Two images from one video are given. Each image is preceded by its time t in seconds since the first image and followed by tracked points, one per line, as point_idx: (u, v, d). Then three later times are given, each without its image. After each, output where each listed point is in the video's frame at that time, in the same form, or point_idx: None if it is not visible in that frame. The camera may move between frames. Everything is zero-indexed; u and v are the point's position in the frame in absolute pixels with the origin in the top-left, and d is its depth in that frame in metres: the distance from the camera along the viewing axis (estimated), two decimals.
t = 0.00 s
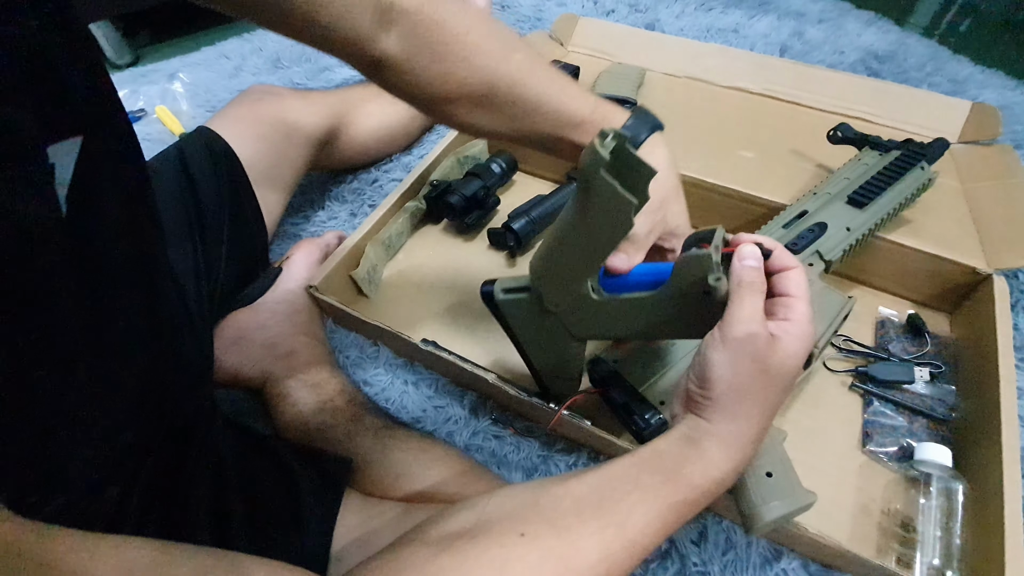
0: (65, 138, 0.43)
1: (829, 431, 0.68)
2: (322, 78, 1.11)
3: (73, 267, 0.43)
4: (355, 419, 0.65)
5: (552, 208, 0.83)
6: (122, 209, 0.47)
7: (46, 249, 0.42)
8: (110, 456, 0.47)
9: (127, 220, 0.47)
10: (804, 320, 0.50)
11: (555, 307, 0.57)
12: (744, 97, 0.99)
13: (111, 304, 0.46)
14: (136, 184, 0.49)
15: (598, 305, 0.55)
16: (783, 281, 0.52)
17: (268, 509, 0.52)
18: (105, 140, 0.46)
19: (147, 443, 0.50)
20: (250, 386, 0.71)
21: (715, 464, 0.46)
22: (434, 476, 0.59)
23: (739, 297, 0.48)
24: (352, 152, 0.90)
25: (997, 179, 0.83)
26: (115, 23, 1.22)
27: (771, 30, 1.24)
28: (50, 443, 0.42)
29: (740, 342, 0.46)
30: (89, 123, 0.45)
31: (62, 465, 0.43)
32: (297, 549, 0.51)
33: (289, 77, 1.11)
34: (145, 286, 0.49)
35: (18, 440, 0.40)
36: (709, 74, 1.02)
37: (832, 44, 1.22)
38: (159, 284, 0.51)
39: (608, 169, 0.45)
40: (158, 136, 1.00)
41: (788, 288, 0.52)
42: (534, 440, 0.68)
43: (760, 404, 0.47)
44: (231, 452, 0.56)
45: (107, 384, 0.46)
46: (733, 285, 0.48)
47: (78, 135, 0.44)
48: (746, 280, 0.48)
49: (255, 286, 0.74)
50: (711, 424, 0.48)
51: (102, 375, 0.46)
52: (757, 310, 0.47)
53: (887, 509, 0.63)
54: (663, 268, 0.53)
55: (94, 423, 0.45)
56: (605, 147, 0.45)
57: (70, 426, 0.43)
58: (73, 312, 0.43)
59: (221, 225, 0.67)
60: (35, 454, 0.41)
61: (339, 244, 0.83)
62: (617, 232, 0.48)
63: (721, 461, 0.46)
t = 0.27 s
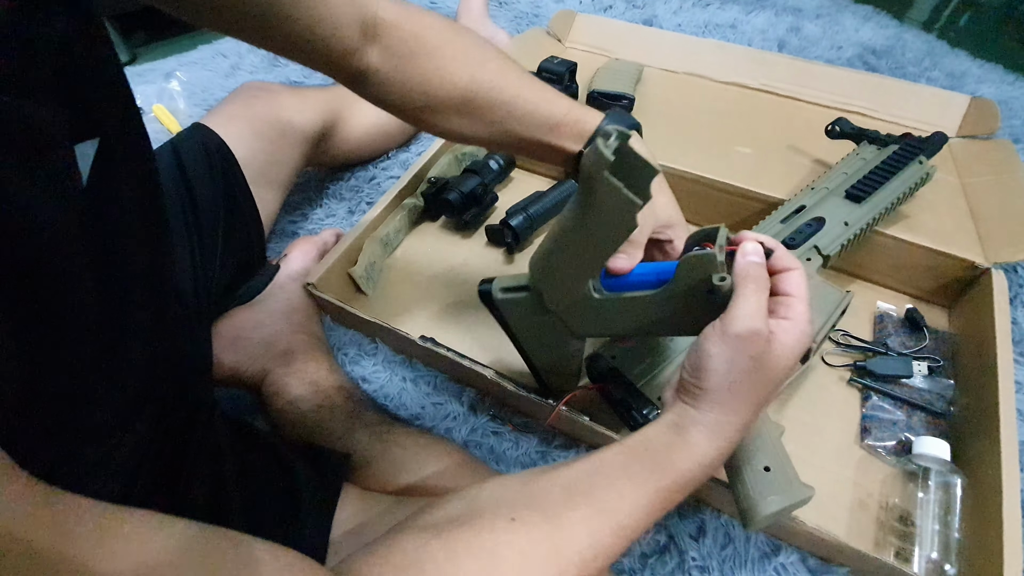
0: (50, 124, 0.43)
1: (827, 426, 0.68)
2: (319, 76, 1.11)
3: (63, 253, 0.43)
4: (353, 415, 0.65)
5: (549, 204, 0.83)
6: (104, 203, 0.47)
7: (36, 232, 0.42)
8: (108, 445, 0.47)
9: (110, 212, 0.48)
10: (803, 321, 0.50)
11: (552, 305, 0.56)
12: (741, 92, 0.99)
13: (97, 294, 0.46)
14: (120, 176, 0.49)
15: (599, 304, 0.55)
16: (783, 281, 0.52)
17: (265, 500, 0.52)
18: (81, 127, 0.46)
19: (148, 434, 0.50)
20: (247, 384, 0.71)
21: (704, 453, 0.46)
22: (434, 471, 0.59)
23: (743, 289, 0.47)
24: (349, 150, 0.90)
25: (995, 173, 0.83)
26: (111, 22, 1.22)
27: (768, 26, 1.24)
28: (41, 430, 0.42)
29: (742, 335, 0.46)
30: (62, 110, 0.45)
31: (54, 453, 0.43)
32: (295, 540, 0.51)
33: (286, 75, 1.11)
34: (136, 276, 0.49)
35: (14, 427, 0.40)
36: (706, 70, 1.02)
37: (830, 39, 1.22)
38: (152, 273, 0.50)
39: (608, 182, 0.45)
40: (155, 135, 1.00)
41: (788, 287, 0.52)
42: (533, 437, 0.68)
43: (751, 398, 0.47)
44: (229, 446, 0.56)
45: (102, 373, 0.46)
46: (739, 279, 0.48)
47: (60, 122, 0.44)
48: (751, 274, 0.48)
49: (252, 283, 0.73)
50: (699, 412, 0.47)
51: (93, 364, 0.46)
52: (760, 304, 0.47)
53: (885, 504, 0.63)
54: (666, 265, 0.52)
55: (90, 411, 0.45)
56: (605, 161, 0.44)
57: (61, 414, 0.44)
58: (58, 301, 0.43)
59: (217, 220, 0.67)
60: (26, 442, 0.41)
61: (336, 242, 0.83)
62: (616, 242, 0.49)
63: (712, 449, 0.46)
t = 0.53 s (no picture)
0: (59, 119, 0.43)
1: (824, 420, 0.68)
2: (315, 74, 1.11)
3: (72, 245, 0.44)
4: (351, 412, 0.65)
5: (546, 201, 0.83)
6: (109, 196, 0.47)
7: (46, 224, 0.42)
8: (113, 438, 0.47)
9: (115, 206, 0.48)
10: (798, 312, 0.50)
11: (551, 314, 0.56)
12: (738, 87, 0.99)
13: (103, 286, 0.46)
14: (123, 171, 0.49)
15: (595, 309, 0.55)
16: (779, 271, 0.52)
17: (264, 493, 0.53)
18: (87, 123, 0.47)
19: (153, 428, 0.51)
20: (245, 381, 0.71)
21: (692, 439, 0.47)
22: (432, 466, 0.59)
23: (736, 280, 0.47)
24: (346, 148, 0.90)
25: (993, 166, 0.82)
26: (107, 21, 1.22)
27: (766, 20, 1.24)
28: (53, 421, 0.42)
29: (736, 327, 0.46)
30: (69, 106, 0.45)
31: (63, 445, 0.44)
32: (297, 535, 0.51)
33: (282, 73, 1.11)
34: (136, 271, 0.49)
35: (22, 421, 0.40)
36: (703, 65, 1.02)
37: (828, 33, 1.21)
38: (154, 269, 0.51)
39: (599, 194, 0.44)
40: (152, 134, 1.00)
41: (783, 278, 0.52)
42: (531, 433, 0.68)
43: (745, 387, 0.48)
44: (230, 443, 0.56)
45: (108, 367, 0.46)
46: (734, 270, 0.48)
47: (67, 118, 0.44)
48: (743, 264, 0.48)
49: (250, 281, 0.74)
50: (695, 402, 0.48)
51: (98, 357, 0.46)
52: (754, 295, 0.47)
53: (883, 497, 0.63)
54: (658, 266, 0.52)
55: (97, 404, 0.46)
56: (593, 174, 0.43)
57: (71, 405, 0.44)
58: (62, 295, 0.43)
59: (215, 218, 0.67)
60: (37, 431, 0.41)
61: (334, 240, 0.84)
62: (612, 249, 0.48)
63: (703, 435, 0.47)
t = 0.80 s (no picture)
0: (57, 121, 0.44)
1: (823, 415, 0.69)
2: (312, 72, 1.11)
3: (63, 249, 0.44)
4: (350, 409, 0.65)
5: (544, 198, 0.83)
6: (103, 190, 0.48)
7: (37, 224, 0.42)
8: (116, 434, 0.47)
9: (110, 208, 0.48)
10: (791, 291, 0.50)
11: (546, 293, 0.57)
12: (735, 84, 0.99)
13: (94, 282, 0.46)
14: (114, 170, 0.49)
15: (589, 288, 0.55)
16: (770, 254, 0.53)
17: (264, 485, 0.53)
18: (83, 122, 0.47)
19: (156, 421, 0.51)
20: (244, 380, 0.71)
21: (693, 426, 0.46)
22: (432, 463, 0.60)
23: (727, 258, 0.48)
24: (343, 146, 0.90)
25: (990, 161, 0.83)
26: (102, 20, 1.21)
27: (763, 16, 1.24)
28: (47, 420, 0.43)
29: (730, 306, 0.46)
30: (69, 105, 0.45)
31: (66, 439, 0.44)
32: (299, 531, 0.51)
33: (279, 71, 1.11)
34: (134, 267, 0.49)
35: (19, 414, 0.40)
36: (700, 61, 1.02)
37: (826, 28, 1.21)
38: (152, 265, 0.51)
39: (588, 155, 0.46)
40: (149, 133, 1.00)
41: (775, 260, 0.52)
42: (530, 430, 0.69)
43: (741, 369, 0.48)
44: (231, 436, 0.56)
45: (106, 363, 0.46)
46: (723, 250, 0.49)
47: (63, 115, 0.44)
48: (732, 242, 0.49)
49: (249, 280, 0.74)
50: (695, 385, 0.47)
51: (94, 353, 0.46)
52: (745, 272, 0.47)
53: (881, 491, 0.63)
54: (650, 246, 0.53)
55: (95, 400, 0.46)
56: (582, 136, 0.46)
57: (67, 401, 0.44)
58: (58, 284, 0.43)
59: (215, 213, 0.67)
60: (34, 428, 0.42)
61: (331, 238, 0.84)
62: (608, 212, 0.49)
63: (702, 420, 0.47)
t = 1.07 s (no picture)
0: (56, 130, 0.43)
1: (819, 412, 0.69)
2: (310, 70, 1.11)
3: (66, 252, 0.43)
4: (347, 408, 0.66)
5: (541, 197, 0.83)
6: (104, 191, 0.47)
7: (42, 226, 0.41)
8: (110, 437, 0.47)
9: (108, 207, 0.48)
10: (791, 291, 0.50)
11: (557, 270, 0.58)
12: (733, 81, 0.99)
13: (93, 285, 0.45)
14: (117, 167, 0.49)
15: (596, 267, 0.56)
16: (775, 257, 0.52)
17: (261, 489, 0.54)
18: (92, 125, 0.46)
19: (151, 425, 0.50)
20: (242, 379, 0.71)
21: (692, 421, 0.45)
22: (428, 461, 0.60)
23: (727, 255, 0.48)
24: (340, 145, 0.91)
25: (987, 157, 0.82)
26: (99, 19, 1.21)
27: (761, 12, 1.24)
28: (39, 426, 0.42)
29: (722, 294, 0.46)
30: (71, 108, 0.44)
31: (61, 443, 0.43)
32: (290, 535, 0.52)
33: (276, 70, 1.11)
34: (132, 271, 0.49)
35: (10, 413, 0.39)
36: (698, 58, 1.02)
37: (823, 24, 1.21)
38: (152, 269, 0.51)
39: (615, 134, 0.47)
40: (146, 132, 1.01)
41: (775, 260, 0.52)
42: (527, 429, 0.69)
43: (740, 364, 0.46)
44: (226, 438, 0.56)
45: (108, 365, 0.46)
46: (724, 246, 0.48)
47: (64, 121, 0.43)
48: (735, 242, 0.49)
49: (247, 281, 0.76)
50: (693, 379, 0.46)
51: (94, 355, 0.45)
52: (743, 268, 0.47)
53: (877, 487, 0.63)
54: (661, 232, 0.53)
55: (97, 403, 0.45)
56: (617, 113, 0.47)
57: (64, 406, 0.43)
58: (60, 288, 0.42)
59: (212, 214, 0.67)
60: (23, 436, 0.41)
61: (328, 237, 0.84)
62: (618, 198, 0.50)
63: (700, 414, 0.45)
